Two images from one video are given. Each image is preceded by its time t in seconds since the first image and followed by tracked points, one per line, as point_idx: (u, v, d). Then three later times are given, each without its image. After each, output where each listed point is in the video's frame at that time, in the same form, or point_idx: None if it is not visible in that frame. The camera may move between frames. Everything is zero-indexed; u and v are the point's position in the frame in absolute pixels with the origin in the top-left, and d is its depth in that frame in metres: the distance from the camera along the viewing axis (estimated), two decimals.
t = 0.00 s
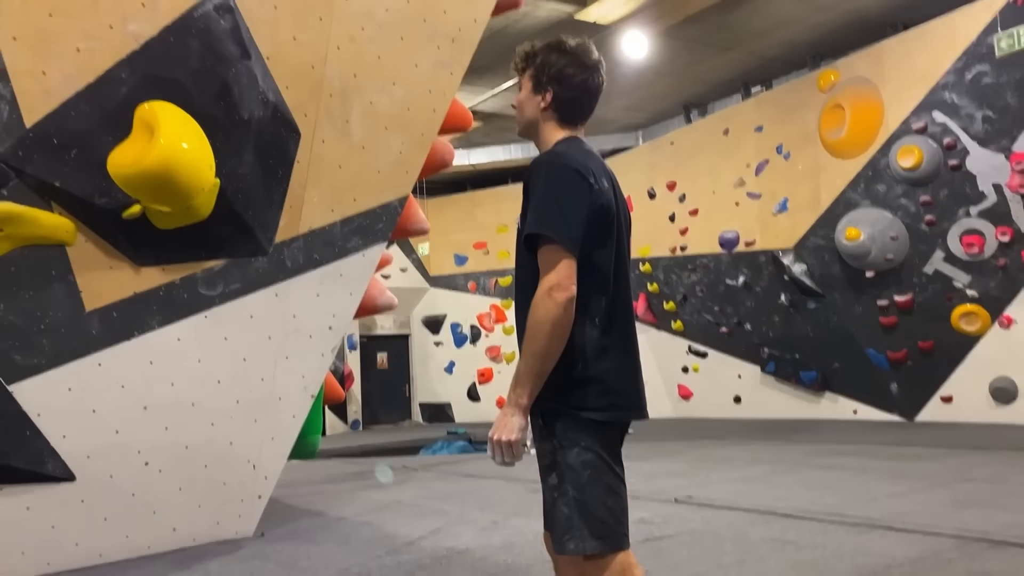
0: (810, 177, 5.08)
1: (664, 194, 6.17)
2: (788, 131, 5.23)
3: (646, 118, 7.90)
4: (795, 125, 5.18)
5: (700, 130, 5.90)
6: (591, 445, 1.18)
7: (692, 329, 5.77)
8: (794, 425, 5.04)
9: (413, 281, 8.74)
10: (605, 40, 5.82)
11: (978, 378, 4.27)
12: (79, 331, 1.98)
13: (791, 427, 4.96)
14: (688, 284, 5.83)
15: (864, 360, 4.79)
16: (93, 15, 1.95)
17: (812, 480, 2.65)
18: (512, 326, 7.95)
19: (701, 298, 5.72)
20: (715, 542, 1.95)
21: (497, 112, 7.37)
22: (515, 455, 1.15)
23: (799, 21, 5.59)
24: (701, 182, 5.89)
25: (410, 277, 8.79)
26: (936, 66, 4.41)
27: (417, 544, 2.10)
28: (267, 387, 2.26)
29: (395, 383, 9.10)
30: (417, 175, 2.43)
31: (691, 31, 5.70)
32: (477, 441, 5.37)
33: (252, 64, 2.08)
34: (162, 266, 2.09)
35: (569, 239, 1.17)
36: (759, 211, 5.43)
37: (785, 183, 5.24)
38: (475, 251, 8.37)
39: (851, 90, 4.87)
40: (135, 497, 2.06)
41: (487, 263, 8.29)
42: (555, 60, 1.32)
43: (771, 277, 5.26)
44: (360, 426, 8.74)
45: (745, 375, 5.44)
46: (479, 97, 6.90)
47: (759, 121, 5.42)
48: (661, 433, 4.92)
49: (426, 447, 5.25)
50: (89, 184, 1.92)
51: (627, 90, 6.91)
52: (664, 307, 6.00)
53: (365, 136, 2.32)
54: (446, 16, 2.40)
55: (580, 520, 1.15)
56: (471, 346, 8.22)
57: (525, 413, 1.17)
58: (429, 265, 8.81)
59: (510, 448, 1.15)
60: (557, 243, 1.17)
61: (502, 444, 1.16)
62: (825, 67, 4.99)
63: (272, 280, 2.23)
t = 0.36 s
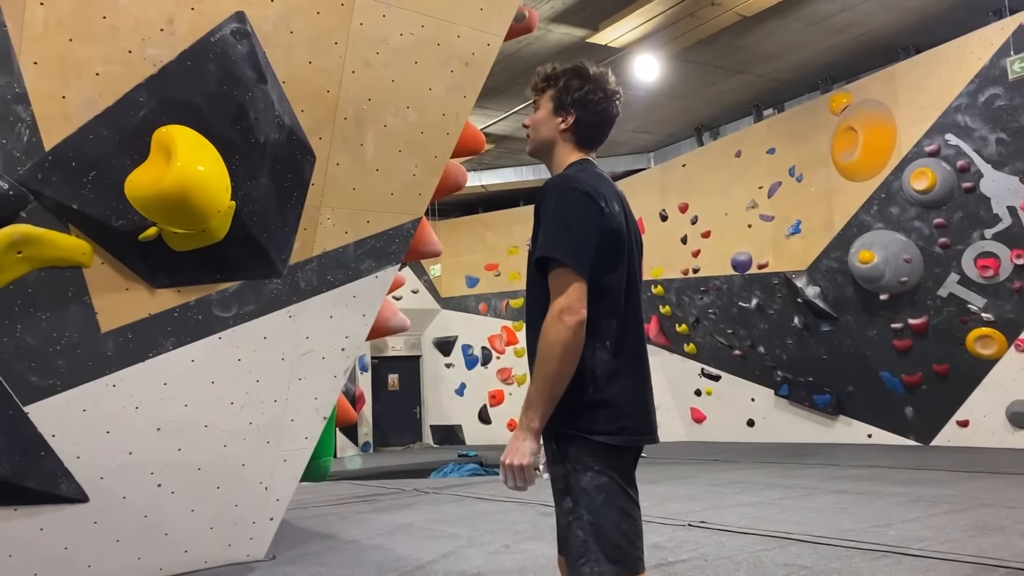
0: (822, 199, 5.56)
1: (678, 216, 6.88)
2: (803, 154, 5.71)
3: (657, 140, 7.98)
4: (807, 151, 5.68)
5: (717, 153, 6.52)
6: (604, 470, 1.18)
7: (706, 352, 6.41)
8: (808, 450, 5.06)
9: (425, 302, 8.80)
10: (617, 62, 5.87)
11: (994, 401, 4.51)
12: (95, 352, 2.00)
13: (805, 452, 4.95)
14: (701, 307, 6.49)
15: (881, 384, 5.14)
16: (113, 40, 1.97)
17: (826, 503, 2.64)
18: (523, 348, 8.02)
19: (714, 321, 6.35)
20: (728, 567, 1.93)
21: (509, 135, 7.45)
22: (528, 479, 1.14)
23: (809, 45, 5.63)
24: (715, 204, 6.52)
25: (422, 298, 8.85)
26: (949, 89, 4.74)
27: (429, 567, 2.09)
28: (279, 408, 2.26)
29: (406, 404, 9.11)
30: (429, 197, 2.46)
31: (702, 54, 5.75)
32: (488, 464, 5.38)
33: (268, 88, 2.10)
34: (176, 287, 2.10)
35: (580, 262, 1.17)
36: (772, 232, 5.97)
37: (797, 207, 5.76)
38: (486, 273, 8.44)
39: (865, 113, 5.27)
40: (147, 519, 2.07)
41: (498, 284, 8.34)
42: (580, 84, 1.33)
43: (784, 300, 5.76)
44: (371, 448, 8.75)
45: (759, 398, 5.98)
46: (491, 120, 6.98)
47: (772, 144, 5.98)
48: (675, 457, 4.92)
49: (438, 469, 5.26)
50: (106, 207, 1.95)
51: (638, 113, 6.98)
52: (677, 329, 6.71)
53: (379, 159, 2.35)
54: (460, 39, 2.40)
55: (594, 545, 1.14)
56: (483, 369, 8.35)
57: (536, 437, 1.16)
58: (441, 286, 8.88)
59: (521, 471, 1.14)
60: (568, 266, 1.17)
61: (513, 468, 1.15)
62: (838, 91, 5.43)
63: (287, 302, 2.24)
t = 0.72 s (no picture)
0: (835, 209, 5.56)
1: (690, 225, 6.93)
2: (815, 163, 5.73)
3: (669, 150, 7.99)
4: (820, 160, 5.70)
5: (727, 162, 6.56)
6: (618, 479, 1.18)
7: (718, 361, 6.51)
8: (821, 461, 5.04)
9: (436, 311, 8.83)
10: (629, 72, 5.88)
11: (1010, 413, 4.48)
12: (110, 361, 2.01)
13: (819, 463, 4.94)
14: (714, 316, 6.55)
15: (895, 394, 5.15)
16: (129, 51, 1.98)
17: (840, 514, 2.61)
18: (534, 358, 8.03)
19: (726, 330, 6.41)
20: None
21: (521, 145, 7.47)
22: (544, 489, 1.13)
23: (821, 54, 5.63)
24: (727, 213, 6.55)
25: (433, 307, 8.88)
26: (963, 98, 4.73)
27: None
28: (292, 417, 2.27)
29: (417, 413, 9.13)
30: (442, 207, 2.48)
31: (714, 63, 5.75)
32: (501, 474, 5.38)
33: (283, 99, 2.11)
34: (191, 296, 2.11)
35: (593, 272, 1.17)
36: (785, 241, 5.99)
37: (809, 216, 5.77)
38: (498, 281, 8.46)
39: (877, 122, 5.27)
40: (161, 527, 2.08)
41: (509, 293, 8.36)
42: (585, 94, 1.33)
43: (797, 310, 5.80)
44: (382, 457, 8.77)
45: (772, 408, 6.06)
46: (503, 130, 7.01)
47: (785, 154, 6.00)
48: (687, 468, 4.91)
49: (449, 478, 5.26)
50: (122, 217, 1.97)
51: (650, 123, 6.99)
52: (690, 338, 6.79)
53: (392, 168, 2.36)
54: (473, 50, 2.41)
55: (609, 554, 1.14)
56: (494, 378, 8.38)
57: (551, 447, 1.16)
58: (452, 295, 8.91)
59: (537, 482, 1.13)
60: (582, 276, 1.17)
61: (529, 479, 1.14)
62: (851, 101, 5.43)
63: (300, 311, 2.25)
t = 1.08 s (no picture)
0: (880, 210, 5.78)
1: (733, 227, 7.28)
2: (859, 165, 5.97)
3: (711, 152, 7.96)
4: (866, 162, 5.92)
5: (771, 164, 6.87)
6: (643, 478, 1.17)
7: (761, 364, 6.84)
8: (864, 467, 4.99)
9: (476, 313, 8.92)
10: (668, 74, 5.86)
11: None
12: (158, 359, 2.05)
13: (862, 468, 4.89)
14: (756, 320, 6.89)
15: (942, 399, 5.35)
16: (178, 56, 2.03)
17: (886, 521, 2.57)
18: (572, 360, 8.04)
19: (768, 334, 6.74)
20: None
21: (562, 147, 7.49)
22: (559, 481, 1.14)
23: (869, 54, 5.54)
24: (769, 216, 6.88)
25: (473, 309, 8.96)
26: (1013, 99, 4.87)
27: None
28: (335, 415, 2.30)
29: (456, 413, 9.21)
30: (482, 209, 2.49)
31: (757, 64, 5.70)
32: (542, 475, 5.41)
33: (327, 101, 2.14)
34: (236, 296, 2.14)
35: (610, 271, 1.18)
36: (829, 244, 6.25)
37: (853, 219, 6.02)
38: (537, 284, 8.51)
39: (925, 123, 5.47)
40: (206, 522, 2.12)
41: (548, 296, 8.40)
42: (616, 98, 1.32)
43: (842, 313, 6.04)
44: (421, 457, 8.88)
45: (816, 413, 6.36)
46: (542, 133, 7.04)
47: (829, 155, 6.26)
48: (727, 471, 4.89)
49: (488, 479, 5.29)
50: (170, 218, 2.01)
51: (691, 125, 6.97)
52: (732, 342, 7.15)
53: (434, 170, 2.38)
54: (514, 53, 2.43)
55: (642, 554, 1.13)
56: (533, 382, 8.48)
57: (569, 441, 1.16)
58: (492, 298, 9.00)
59: (554, 474, 1.14)
60: (599, 274, 1.18)
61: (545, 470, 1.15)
62: (898, 102, 5.65)
63: (342, 311, 2.27)
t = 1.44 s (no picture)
0: (881, 215, 5.78)
1: (733, 232, 7.30)
2: (860, 171, 5.97)
3: (712, 157, 7.96)
4: (867, 166, 5.93)
5: (772, 169, 6.87)
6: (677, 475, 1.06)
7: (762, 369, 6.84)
8: (864, 472, 4.99)
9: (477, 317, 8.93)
10: (669, 79, 5.86)
11: None
12: (158, 363, 2.05)
13: (864, 473, 4.88)
14: (756, 325, 6.84)
15: (943, 405, 5.35)
16: (180, 60, 2.03)
17: (886, 527, 2.56)
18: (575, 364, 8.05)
19: (769, 338, 6.71)
20: None
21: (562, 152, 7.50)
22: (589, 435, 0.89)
23: (869, 59, 5.55)
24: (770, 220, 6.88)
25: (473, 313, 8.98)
26: (1014, 104, 4.87)
27: None
28: (335, 419, 2.30)
29: (455, 418, 9.21)
30: (482, 214, 2.49)
31: (758, 69, 5.71)
32: (543, 480, 5.42)
33: (328, 106, 2.14)
34: (237, 300, 2.14)
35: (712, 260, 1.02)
36: (829, 249, 6.26)
37: (854, 223, 6.03)
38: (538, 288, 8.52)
39: (925, 128, 5.48)
40: (206, 526, 2.12)
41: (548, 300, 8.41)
42: (631, 126, 1.14)
43: (842, 318, 6.02)
44: (421, 461, 8.89)
45: (816, 418, 6.38)
46: (544, 137, 7.06)
47: (830, 160, 6.26)
48: (729, 477, 4.88)
49: (488, 484, 5.29)
50: (171, 222, 2.01)
51: (692, 129, 6.98)
52: (732, 347, 7.11)
53: (434, 175, 2.38)
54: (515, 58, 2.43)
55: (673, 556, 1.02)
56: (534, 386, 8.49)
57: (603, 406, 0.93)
58: (493, 302, 9.01)
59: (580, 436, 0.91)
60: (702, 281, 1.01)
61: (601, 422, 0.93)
62: (898, 106, 5.65)
63: (343, 315, 2.27)
